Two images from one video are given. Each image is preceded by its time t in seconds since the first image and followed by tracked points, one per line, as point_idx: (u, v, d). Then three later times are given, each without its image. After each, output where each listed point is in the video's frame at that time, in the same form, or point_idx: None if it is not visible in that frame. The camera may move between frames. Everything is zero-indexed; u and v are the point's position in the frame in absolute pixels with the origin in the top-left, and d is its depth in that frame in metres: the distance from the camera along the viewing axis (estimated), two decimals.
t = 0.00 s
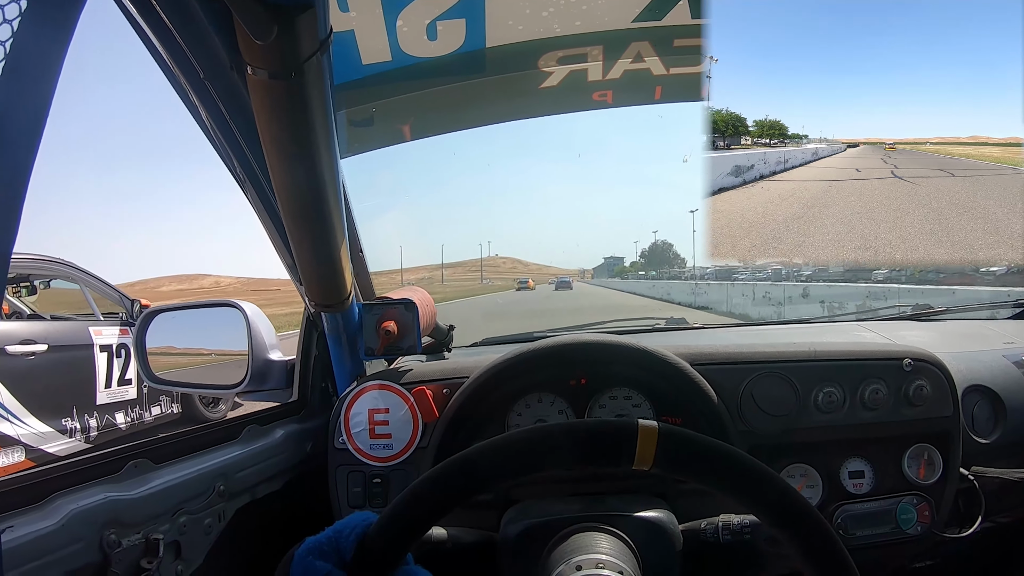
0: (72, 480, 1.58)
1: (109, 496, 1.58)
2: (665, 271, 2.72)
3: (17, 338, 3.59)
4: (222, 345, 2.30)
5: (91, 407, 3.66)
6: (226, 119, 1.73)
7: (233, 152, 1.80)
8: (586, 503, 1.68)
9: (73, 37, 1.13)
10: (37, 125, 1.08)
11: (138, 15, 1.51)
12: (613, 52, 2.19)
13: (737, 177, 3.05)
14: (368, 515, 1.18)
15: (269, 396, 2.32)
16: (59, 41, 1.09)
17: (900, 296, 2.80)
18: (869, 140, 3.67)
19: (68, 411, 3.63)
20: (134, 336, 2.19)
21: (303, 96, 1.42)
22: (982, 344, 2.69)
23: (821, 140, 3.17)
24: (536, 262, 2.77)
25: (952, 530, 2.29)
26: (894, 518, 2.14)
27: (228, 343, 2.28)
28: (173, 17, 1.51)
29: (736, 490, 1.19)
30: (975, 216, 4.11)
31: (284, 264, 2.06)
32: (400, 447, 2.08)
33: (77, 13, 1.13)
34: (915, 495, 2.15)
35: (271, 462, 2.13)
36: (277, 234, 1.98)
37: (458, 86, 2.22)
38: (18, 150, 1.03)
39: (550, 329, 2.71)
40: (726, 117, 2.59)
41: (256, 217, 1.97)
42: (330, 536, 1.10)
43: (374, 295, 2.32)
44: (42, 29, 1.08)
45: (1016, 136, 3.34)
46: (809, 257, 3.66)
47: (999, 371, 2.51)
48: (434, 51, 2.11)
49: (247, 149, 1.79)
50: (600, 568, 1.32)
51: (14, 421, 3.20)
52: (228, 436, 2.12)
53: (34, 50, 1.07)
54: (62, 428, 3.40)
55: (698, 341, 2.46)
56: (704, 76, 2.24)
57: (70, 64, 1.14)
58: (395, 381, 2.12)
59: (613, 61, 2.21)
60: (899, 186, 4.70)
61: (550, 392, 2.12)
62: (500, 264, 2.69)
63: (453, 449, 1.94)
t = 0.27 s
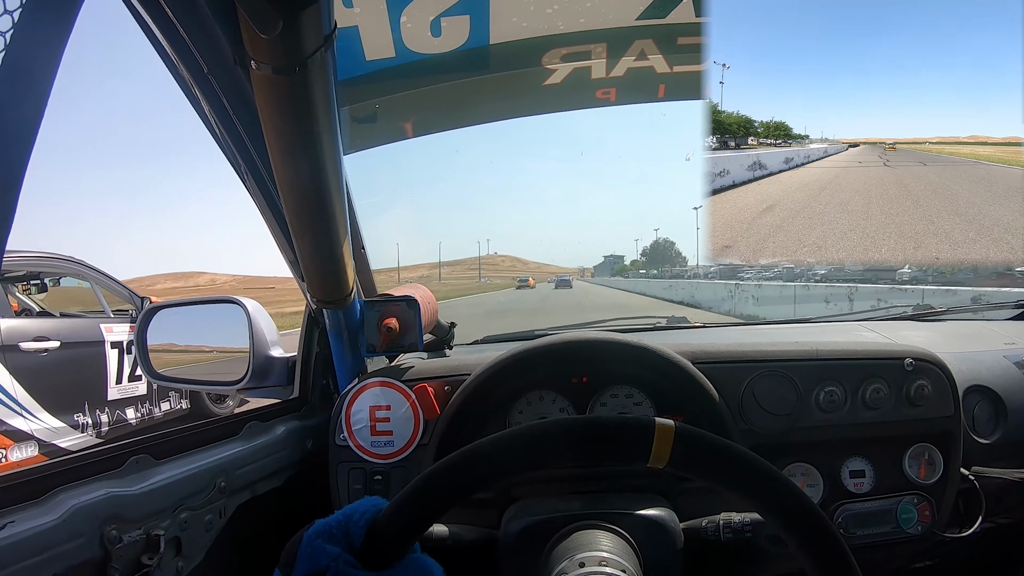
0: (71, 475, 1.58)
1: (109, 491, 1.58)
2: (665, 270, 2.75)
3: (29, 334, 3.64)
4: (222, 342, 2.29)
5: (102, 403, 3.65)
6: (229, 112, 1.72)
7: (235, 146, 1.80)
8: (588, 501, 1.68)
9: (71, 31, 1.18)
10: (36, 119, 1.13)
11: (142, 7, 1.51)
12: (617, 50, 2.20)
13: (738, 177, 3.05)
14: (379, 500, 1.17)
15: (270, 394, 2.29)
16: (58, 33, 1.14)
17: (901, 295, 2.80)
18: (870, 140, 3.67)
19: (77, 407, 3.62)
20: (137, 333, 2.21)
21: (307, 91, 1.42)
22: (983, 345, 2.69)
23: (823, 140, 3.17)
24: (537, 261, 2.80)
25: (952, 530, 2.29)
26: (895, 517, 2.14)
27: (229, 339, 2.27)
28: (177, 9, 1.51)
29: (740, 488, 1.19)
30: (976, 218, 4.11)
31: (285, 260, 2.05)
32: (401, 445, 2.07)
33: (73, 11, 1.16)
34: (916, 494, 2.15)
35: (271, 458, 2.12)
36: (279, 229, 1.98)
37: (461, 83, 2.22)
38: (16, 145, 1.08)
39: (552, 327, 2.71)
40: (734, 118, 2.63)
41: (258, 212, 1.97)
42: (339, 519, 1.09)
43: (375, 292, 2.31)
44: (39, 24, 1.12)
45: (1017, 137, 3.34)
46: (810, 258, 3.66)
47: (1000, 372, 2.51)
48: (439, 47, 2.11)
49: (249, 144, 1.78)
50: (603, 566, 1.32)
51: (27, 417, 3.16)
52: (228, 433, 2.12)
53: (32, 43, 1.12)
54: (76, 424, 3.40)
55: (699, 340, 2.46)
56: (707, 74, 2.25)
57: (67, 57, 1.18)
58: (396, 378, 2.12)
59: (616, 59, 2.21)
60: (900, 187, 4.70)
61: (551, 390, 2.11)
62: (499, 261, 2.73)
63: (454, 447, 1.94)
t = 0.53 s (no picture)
0: (74, 476, 1.59)
1: (112, 491, 1.59)
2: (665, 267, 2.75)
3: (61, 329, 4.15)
4: (223, 342, 2.30)
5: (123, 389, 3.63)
6: (229, 114, 1.73)
7: (236, 147, 1.80)
8: (587, 501, 1.69)
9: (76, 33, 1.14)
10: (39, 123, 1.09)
11: (143, 10, 1.51)
12: (617, 51, 2.20)
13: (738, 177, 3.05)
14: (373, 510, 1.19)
15: (271, 394, 2.28)
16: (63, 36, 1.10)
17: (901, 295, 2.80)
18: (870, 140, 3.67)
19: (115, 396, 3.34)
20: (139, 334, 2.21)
21: (307, 93, 1.42)
22: (982, 345, 2.70)
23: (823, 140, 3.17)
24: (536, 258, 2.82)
25: (952, 530, 2.30)
26: (894, 518, 2.14)
27: (231, 339, 2.29)
28: (178, 12, 1.52)
29: (737, 488, 1.19)
30: (976, 218, 4.11)
31: (286, 261, 2.06)
32: (402, 444, 2.08)
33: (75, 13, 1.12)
34: (915, 494, 2.16)
35: (273, 458, 2.13)
36: (280, 230, 1.99)
37: (461, 84, 2.22)
38: (18, 152, 1.04)
39: (552, 327, 2.71)
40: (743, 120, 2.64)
41: (259, 213, 1.98)
42: (335, 529, 1.11)
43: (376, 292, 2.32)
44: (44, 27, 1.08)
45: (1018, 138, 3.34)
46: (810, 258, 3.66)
47: (1000, 372, 2.51)
48: (439, 48, 2.11)
49: (250, 145, 1.79)
50: (601, 566, 1.32)
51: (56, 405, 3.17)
52: (230, 432, 2.13)
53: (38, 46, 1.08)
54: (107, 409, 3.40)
55: (700, 340, 2.46)
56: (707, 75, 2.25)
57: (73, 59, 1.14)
58: (397, 378, 2.13)
59: (616, 60, 2.21)
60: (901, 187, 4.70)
61: (551, 390, 2.12)
62: (497, 260, 2.75)
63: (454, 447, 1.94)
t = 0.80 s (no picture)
0: (74, 479, 1.59)
1: (113, 495, 1.59)
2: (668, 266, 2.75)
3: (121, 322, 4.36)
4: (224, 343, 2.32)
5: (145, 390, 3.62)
6: (229, 118, 1.73)
7: (235, 151, 1.80)
8: (587, 503, 1.69)
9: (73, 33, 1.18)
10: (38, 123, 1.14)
11: (141, 14, 1.51)
12: (617, 52, 2.19)
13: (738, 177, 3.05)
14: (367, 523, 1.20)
15: (272, 395, 2.31)
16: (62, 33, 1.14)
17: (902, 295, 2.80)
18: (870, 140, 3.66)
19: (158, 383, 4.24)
20: (137, 336, 2.19)
21: (306, 97, 1.42)
22: (983, 345, 2.70)
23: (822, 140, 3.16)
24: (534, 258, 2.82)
25: (952, 531, 2.30)
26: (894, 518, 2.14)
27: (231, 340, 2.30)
28: (176, 15, 1.51)
29: (736, 492, 1.20)
30: (977, 217, 4.10)
31: (286, 263, 2.06)
32: (402, 446, 2.08)
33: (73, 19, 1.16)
34: (915, 495, 2.16)
35: (273, 459, 2.14)
36: (280, 232, 1.99)
37: (460, 86, 2.21)
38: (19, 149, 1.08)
39: (552, 327, 2.71)
40: (753, 121, 2.64)
41: (259, 216, 1.98)
42: (332, 543, 1.12)
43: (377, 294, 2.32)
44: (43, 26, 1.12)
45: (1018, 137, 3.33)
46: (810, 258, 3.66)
47: (1001, 372, 2.51)
48: (439, 50, 2.10)
49: (250, 148, 1.79)
50: (601, 569, 1.32)
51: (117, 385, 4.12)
52: (231, 434, 2.13)
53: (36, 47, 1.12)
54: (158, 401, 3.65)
55: (700, 341, 2.46)
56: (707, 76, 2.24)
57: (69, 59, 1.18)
58: (397, 380, 2.13)
59: (616, 61, 2.20)
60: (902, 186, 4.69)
61: (551, 391, 2.12)
62: (498, 258, 2.76)
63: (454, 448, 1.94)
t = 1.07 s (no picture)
0: (77, 474, 1.59)
1: (117, 490, 1.59)
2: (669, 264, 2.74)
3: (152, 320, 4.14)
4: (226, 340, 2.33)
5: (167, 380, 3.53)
6: (234, 113, 1.73)
7: (240, 146, 1.81)
8: (591, 498, 1.69)
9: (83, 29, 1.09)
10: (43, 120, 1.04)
11: (147, 9, 1.51)
12: (621, 48, 2.20)
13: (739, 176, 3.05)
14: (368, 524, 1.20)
15: (274, 391, 2.31)
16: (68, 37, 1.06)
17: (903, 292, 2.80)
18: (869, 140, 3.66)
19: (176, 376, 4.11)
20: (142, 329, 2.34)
21: (311, 92, 1.42)
22: (984, 342, 2.70)
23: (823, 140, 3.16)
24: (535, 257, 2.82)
25: (954, 527, 2.30)
26: (897, 514, 2.14)
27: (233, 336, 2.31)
28: (182, 10, 1.52)
29: (741, 484, 1.20)
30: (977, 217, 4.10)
31: (290, 259, 2.07)
32: (405, 442, 2.08)
33: (85, 9, 1.08)
34: (918, 491, 2.16)
35: (277, 456, 2.13)
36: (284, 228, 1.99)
37: (463, 82, 2.22)
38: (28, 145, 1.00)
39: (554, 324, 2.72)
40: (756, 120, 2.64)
41: (263, 211, 1.98)
42: (331, 547, 1.11)
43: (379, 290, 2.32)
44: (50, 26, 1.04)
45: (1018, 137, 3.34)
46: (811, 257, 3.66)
47: (1002, 369, 2.52)
48: (443, 46, 2.11)
49: (255, 143, 1.79)
50: (605, 563, 1.32)
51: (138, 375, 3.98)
52: (234, 430, 2.13)
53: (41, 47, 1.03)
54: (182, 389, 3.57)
55: (702, 337, 2.46)
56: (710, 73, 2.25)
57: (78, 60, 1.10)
58: (400, 376, 2.13)
59: (619, 57, 2.21)
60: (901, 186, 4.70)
61: (554, 387, 2.12)
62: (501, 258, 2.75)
63: (457, 444, 1.94)
